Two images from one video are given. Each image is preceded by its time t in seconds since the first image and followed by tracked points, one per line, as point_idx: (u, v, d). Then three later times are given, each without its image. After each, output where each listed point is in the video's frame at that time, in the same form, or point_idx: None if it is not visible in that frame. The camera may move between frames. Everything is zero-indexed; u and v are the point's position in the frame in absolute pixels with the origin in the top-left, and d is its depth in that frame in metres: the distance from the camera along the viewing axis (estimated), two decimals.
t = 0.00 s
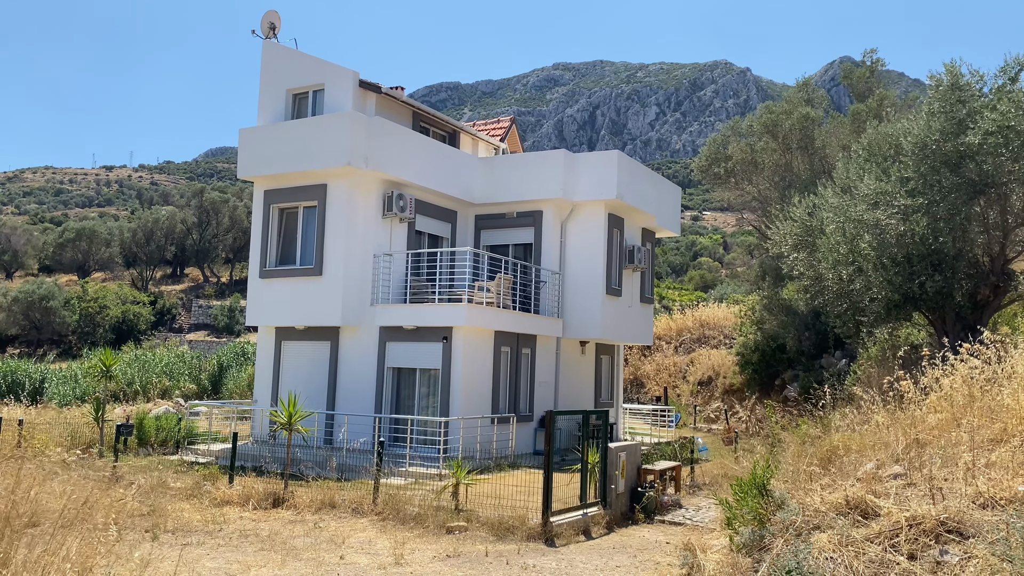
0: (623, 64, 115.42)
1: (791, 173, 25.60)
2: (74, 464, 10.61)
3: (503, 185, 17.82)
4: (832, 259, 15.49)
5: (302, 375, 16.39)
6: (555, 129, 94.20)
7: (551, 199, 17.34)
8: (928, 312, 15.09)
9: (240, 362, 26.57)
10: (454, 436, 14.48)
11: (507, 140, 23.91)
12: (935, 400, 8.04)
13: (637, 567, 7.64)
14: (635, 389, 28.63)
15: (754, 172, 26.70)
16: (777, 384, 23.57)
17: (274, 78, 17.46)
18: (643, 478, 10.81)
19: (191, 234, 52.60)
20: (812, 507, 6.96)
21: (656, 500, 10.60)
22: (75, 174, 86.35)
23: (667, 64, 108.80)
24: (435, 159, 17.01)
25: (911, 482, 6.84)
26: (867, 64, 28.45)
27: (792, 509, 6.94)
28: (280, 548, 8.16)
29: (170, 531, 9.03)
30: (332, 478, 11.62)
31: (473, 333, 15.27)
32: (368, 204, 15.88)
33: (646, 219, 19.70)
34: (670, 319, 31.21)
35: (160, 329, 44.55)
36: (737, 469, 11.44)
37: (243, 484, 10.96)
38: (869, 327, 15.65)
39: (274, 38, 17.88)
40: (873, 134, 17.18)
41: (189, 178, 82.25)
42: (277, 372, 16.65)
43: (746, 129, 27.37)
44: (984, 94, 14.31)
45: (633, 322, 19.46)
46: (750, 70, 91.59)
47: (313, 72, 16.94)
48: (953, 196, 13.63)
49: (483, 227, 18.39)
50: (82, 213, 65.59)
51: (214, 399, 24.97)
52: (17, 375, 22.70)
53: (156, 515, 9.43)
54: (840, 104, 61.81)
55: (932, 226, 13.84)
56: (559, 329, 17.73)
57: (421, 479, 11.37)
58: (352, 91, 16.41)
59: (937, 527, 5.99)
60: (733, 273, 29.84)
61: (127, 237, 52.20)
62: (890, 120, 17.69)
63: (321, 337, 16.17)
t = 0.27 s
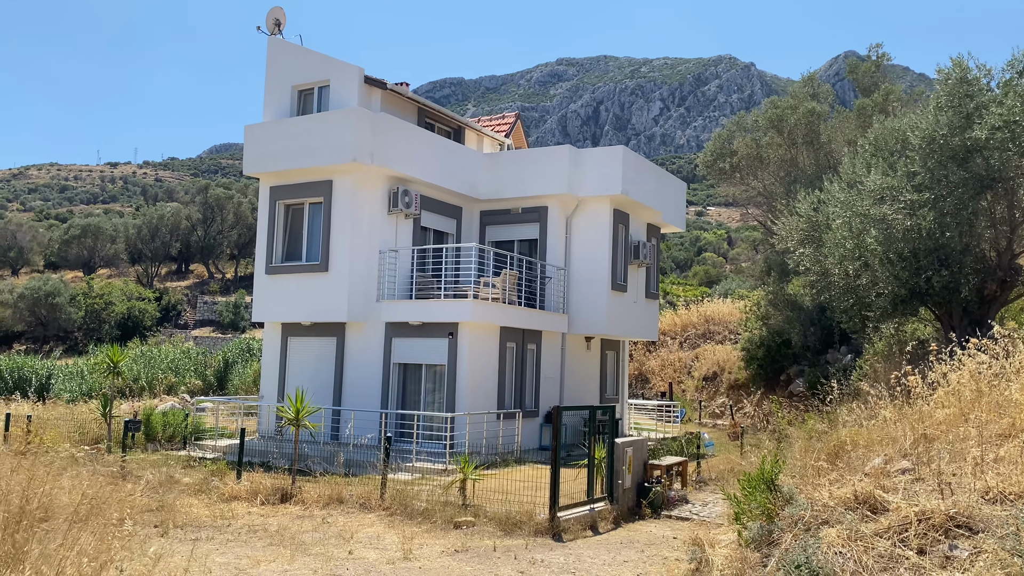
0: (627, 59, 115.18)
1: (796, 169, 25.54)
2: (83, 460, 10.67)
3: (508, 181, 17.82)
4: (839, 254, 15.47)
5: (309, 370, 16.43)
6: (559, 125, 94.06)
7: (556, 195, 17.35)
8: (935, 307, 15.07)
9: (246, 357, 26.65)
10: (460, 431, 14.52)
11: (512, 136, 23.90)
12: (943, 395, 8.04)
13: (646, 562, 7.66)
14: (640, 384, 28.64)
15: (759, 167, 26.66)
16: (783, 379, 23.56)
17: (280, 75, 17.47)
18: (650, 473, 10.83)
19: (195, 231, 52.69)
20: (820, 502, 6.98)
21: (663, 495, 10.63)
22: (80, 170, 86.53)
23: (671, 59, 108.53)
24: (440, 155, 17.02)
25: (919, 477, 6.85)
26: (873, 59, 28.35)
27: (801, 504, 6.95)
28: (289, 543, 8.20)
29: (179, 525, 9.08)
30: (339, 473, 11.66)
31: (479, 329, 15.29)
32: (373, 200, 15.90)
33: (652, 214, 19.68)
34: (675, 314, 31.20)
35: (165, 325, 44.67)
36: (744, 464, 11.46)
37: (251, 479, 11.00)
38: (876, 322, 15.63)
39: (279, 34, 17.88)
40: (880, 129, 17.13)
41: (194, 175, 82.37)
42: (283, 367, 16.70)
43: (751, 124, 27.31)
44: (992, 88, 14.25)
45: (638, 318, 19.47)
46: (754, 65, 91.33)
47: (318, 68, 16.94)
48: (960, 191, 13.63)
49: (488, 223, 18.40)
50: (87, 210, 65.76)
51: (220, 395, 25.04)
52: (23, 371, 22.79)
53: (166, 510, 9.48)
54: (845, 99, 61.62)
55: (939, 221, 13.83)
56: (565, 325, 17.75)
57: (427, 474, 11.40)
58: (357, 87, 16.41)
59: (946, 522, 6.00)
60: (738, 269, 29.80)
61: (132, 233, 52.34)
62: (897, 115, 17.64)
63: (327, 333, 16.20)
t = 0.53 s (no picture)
0: (637, 55, 114.83)
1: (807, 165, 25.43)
2: (97, 455, 10.76)
3: (518, 178, 17.82)
4: (850, 251, 15.39)
5: (320, 367, 16.50)
6: (568, 121, 93.93)
7: (566, 191, 17.34)
8: (947, 305, 14.96)
9: (257, 354, 26.80)
10: (470, 428, 14.55)
11: (522, 133, 23.89)
12: (956, 393, 8.01)
13: (658, 559, 7.67)
14: (650, 381, 28.61)
15: (770, 163, 26.56)
16: (794, 376, 23.49)
17: (291, 72, 17.52)
18: (661, 470, 10.83)
19: (206, 227, 52.94)
20: (833, 500, 6.98)
21: (674, 492, 10.63)
22: (91, 167, 87.06)
23: (681, 55, 108.13)
24: (451, 152, 17.04)
25: (932, 475, 6.84)
26: (885, 54, 28.16)
27: (814, 501, 6.95)
28: (302, 539, 8.25)
29: (192, 521, 9.15)
30: (351, 470, 11.72)
31: (490, 326, 15.31)
32: (384, 197, 15.94)
33: (662, 211, 19.64)
34: (685, 311, 31.13)
35: (177, 322, 44.93)
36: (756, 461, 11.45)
37: (263, 475, 11.07)
38: (888, 319, 15.57)
39: (290, 32, 17.93)
40: (893, 125, 17.03)
41: (205, 172, 82.74)
42: (294, 364, 16.78)
43: (762, 121, 27.20)
44: (1006, 84, 14.13)
45: (649, 315, 19.45)
46: (765, 61, 90.89)
47: (329, 66, 16.99)
48: (973, 187, 13.61)
49: (498, 220, 18.41)
50: (98, 207, 66.17)
51: (231, 391, 25.20)
52: (36, 367, 23.00)
53: (179, 505, 9.55)
54: (857, 95, 61.25)
55: (952, 218, 13.79)
56: (575, 322, 17.76)
57: (438, 471, 11.44)
58: (368, 84, 16.44)
59: (960, 520, 6.00)
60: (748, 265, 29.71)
61: (143, 230, 52.62)
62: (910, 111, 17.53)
63: (338, 329, 16.27)
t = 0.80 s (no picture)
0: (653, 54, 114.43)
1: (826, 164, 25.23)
2: (119, 452, 10.88)
3: (535, 177, 17.82)
4: (870, 250, 15.28)
5: (338, 365, 16.60)
6: (585, 120, 93.75)
7: (583, 191, 17.33)
8: (969, 305, 14.83)
9: (274, 352, 26.99)
10: (487, 427, 14.58)
11: (539, 132, 23.89)
12: (979, 395, 7.93)
13: (676, 560, 7.66)
14: (667, 381, 28.51)
15: (789, 162, 26.38)
16: (812, 376, 23.32)
17: (309, 73, 17.62)
18: (678, 471, 10.80)
19: (225, 226, 53.37)
20: (854, 501, 6.94)
21: (692, 493, 10.61)
22: (111, 167, 87.99)
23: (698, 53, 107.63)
24: (468, 151, 17.07)
25: (954, 477, 6.79)
26: (905, 52, 27.87)
27: (834, 503, 6.91)
28: (321, 537, 8.31)
29: (212, 518, 9.23)
30: (369, 468, 11.78)
31: (506, 325, 15.33)
32: (401, 196, 16.01)
33: (679, 210, 19.57)
34: (702, 311, 30.99)
35: (196, 320, 45.33)
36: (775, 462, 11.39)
37: (282, 473, 11.15)
38: (908, 320, 15.44)
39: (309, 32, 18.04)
40: (914, 124, 16.87)
41: (223, 171, 83.39)
42: (312, 363, 16.89)
43: (781, 119, 27.02)
44: None
45: (666, 315, 19.39)
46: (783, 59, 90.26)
47: (347, 66, 17.07)
48: (995, 187, 13.45)
49: (515, 219, 18.42)
50: (118, 206, 66.89)
51: (249, 388, 25.40)
52: (58, 365, 23.29)
53: (200, 503, 9.64)
54: (876, 93, 60.71)
55: (974, 217, 13.65)
56: (592, 321, 17.74)
57: (456, 470, 11.47)
58: (386, 84, 16.51)
59: (984, 523, 5.95)
60: (766, 265, 29.52)
61: (163, 229, 53.11)
62: (932, 109, 17.35)
63: (356, 328, 16.35)
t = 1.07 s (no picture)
0: (676, 55, 113.88)
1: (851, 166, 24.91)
2: (146, 451, 11.04)
3: (558, 179, 17.83)
4: (896, 253, 15.11)
5: (361, 366, 16.72)
6: (607, 122, 93.50)
7: (605, 193, 17.30)
8: (998, 309, 14.61)
9: (298, 353, 27.22)
10: (509, 429, 14.60)
11: (562, 134, 23.89)
12: (1008, 400, 7.83)
13: (699, 564, 7.63)
14: (690, 384, 28.35)
15: (814, 164, 26.13)
16: (836, 380, 23.08)
17: (334, 76, 17.77)
18: (702, 474, 10.75)
19: (249, 228, 53.91)
20: (880, 507, 6.87)
21: (715, 497, 10.56)
22: (138, 169, 89.23)
23: (722, 54, 106.96)
24: (490, 153, 17.11)
25: (983, 484, 6.71)
26: (933, 52, 27.50)
27: (860, 509, 6.85)
28: (344, 537, 8.37)
29: (237, 518, 9.34)
30: (392, 469, 11.85)
31: (528, 327, 15.35)
32: (424, 198, 16.10)
33: (703, 212, 19.48)
34: (725, 314, 30.80)
35: (220, 321, 45.83)
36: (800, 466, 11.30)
37: (306, 473, 11.24)
38: (935, 324, 15.26)
39: (333, 36, 18.19)
40: (941, 125, 16.63)
41: (248, 173, 84.24)
42: (335, 364, 17.02)
43: (806, 121, 26.77)
44: None
45: (688, 317, 19.29)
46: (807, 59, 89.47)
47: (371, 69, 17.19)
48: None
49: (538, 221, 18.44)
50: (145, 207, 67.80)
51: (273, 389, 25.64)
52: (85, 364, 23.63)
53: (225, 502, 9.75)
54: (902, 93, 59.99)
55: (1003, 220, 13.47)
56: (614, 324, 17.70)
57: (478, 472, 11.50)
58: (409, 87, 16.60)
59: (1013, 531, 5.86)
60: (790, 267, 29.25)
61: (188, 230, 53.73)
62: (960, 110, 17.12)
63: (378, 329, 16.46)
